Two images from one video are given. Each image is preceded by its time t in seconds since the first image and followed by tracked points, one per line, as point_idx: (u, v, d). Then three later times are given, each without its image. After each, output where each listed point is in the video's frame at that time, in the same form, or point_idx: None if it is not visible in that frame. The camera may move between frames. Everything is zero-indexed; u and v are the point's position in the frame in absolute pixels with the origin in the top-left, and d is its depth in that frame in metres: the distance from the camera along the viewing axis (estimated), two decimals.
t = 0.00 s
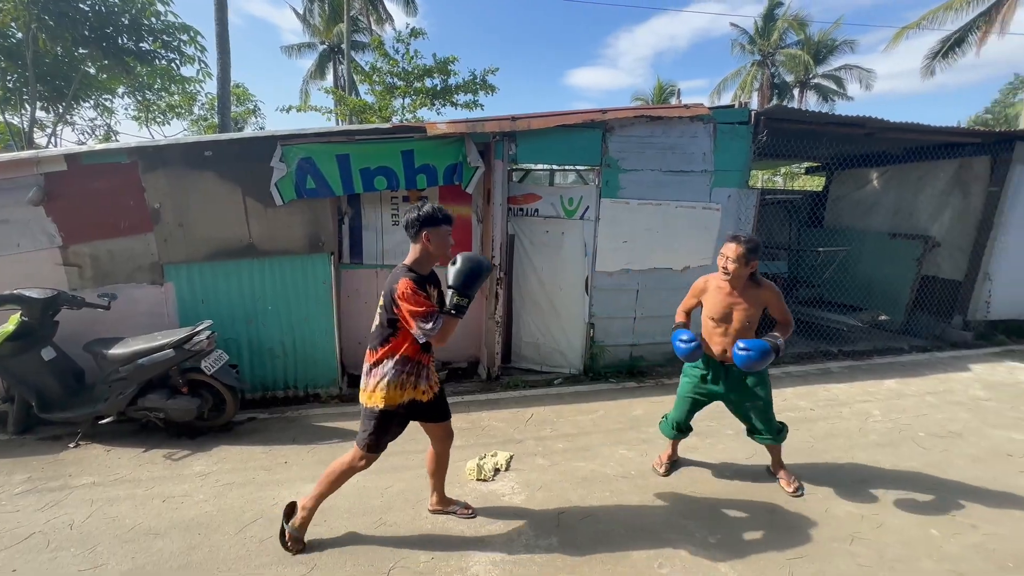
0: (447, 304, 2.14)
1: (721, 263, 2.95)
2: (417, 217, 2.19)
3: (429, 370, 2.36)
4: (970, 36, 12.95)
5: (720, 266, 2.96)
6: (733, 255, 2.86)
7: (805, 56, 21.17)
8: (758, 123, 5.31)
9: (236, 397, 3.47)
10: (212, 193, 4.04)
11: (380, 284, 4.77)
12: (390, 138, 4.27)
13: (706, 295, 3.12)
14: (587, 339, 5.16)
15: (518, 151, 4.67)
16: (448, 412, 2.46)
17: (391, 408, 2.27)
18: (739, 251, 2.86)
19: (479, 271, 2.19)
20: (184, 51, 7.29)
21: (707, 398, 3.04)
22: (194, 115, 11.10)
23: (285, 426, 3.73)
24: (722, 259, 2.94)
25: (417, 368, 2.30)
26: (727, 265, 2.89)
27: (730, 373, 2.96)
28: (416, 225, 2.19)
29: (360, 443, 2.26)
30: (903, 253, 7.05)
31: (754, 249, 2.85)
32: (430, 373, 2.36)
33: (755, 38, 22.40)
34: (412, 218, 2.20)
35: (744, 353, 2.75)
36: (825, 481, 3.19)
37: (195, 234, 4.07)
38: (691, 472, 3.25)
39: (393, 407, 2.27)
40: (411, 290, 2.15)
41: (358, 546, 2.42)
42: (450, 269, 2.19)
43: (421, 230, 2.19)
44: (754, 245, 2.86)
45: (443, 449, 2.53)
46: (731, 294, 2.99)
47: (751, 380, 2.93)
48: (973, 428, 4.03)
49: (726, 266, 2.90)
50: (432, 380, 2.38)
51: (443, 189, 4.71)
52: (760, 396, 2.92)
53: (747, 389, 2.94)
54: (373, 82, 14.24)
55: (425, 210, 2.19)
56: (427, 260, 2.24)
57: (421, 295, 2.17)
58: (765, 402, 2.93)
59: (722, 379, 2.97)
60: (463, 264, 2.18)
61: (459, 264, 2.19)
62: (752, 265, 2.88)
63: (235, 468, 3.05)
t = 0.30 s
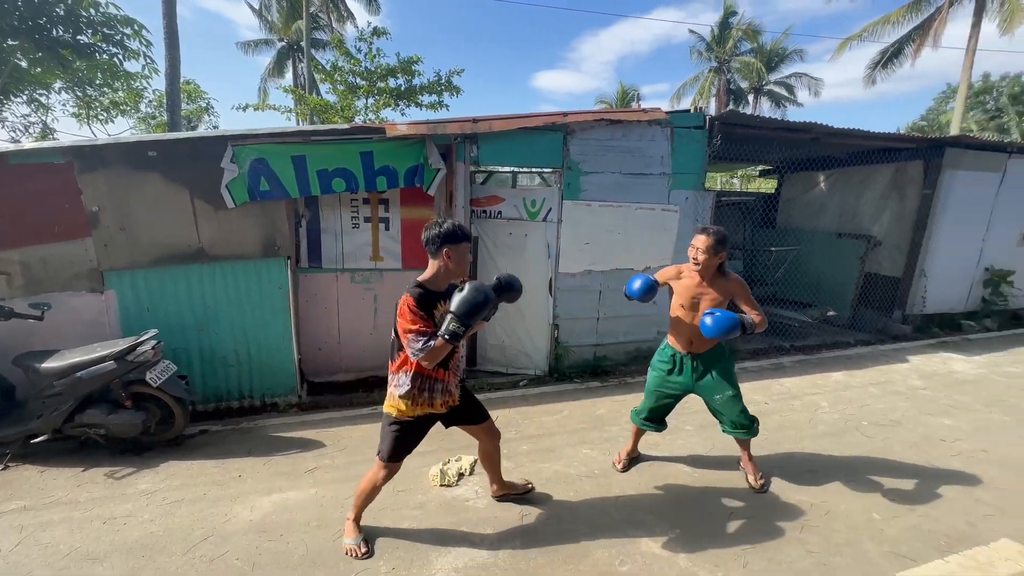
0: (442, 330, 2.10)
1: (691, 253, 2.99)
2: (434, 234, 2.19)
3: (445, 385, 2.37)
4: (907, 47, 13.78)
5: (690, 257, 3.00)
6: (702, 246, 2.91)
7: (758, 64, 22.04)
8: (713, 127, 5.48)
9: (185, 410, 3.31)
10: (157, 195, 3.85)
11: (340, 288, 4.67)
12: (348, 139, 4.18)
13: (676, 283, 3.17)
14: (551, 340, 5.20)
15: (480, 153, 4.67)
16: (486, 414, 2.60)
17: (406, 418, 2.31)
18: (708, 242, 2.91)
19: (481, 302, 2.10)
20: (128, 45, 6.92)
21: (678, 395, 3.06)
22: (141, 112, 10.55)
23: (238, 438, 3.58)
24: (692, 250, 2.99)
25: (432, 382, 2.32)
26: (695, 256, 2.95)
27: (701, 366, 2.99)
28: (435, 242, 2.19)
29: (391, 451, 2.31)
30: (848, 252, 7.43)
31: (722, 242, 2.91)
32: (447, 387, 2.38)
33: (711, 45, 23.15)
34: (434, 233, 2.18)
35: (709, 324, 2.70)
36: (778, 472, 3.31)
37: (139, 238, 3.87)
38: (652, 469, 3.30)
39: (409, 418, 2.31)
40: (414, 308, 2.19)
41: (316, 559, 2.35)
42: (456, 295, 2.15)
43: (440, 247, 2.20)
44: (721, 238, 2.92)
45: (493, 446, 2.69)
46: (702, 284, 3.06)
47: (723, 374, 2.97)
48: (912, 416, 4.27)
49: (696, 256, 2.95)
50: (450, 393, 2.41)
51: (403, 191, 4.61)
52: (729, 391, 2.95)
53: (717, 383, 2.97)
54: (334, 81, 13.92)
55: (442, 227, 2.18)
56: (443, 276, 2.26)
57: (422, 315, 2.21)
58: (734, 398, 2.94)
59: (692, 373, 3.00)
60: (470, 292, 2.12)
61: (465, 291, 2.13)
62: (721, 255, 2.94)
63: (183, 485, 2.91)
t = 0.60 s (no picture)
0: (506, 319, 2.24)
1: (655, 261, 3.06)
2: (489, 244, 2.29)
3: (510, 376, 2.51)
4: (851, 56, 14.52)
5: (653, 265, 3.07)
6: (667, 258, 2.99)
7: (715, 69, 22.77)
8: (670, 131, 5.62)
9: (129, 424, 3.15)
10: (97, 198, 3.64)
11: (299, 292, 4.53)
12: (304, 139, 4.06)
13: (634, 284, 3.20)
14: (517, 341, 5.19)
15: (441, 154, 4.62)
16: (542, 407, 2.69)
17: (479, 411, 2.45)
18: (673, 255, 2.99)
19: (542, 297, 2.31)
20: (64, 38, 6.54)
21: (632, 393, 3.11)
22: (82, 108, 9.94)
23: (189, 451, 3.42)
24: (655, 260, 3.05)
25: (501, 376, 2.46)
26: (661, 267, 3.02)
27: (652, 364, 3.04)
28: (492, 251, 2.28)
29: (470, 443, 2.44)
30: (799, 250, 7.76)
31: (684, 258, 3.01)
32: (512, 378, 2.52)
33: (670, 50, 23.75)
34: (489, 244, 2.27)
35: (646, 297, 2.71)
36: (734, 463, 3.41)
37: (77, 243, 3.64)
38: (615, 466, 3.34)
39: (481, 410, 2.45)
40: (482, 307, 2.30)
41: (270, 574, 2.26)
42: (518, 294, 2.32)
43: (497, 255, 2.30)
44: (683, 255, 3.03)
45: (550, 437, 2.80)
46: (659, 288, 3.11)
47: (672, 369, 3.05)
48: (857, 405, 4.49)
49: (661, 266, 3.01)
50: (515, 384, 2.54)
51: (364, 193, 4.55)
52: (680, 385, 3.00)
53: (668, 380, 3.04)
54: (293, 79, 13.54)
55: (496, 235, 2.28)
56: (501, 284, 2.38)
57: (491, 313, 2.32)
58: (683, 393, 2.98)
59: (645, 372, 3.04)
60: (533, 288, 2.32)
61: (530, 289, 2.31)
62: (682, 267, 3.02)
63: (127, 503, 2.76)
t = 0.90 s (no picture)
0: (483, 310, 2.21)
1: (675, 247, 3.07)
2: (463, 229, 2.34)
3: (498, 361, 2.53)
4: (810, 61, 15.06)
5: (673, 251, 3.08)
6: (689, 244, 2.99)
7: (682, 71, 23.27)
8: (638, 132, 5.70)
9: (82, 436, 3.01)
10: (45, 200, 3.47)
11: (265, 295, 4.41)
12: (267, 138, 3.96)
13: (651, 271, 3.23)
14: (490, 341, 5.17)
15: (410, 154, 4.56)
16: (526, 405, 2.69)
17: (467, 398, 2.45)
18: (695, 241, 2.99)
19: (523, 290, 2.24)
20: (6, 30, 6.16)
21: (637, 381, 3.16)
22: (29, 105, 9.43)
23: (147, 462, 3.29)
24: (676, 246, 3.06)
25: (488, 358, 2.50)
26: (683, 253, 3.03)
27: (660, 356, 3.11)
28: (466, 235, 2.34)
29: (460, 435, 2.42)
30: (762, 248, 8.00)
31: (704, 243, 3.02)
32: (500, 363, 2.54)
33: (638, 52, 24.12)
34: (464, 228, 2.33)
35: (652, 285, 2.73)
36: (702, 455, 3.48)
37: (24, 247, 3.46)
38: (587, 462, 3.37)
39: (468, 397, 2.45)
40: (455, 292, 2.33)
41: None
42: (498, 283, 2.28)
43: (471, 239, 2.34)
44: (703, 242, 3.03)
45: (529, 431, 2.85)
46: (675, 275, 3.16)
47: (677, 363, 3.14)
48: (817, 395, 4.66)
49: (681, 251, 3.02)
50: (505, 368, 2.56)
51: (331, 193, 4.46)
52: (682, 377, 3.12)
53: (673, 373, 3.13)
54: (258, 76, 13.18)
55: (470, 222, 2.33)
56: (475, 269, 2.42)
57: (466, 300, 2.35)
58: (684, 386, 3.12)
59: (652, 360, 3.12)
60: (513, 278, 2.27)
61: (510, 278, 2.27)
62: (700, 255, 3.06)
63: (80, 519, 2.63)
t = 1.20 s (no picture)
0: (445, 310, 2.22)
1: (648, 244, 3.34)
2: (424, 222, 2.30)
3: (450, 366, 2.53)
4: (784, 61, 15.36)
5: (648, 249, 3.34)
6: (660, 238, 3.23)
7: (660, 71, 23.53)
8: (617, 131, 5.74)
9: (50, 447, 2.90)
10: (6, 203, 3.35)
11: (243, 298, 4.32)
12: (242, 138, 3.88)
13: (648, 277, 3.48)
14: (473, 340, 5.14)
15: (389, 153, 4.51)
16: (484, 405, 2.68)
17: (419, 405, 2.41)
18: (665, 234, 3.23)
19: (477, 277, 2.28)
20: None
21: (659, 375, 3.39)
22: None
23: (119, 471, 3.20)
24: (649, 244, 3.32)
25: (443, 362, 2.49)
26: (655, 248, 3.27)
27: (679, 347, 3.29)
28: (429, 228, 2.31)
29: (421, 435, 2.42)
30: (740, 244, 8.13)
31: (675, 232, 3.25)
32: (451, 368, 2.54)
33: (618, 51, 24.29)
34: (427, 220, 2.29)
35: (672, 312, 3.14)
36: (683, 449, 3.52)
37: None
38: (570, 459, 3.38)
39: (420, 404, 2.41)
40: (415, 291, 2.29)
41: None
42: (451, 276, 2.29)
43: (433, 232, 2.31)
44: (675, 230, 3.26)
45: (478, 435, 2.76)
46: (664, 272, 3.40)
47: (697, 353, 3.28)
48: (794, 388, 4.76)
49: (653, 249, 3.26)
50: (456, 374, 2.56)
51: (309, 193, 4.38)
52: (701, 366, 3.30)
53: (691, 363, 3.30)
54: (233, 75, 12.90)
55: (431, 215, 2.30)
56: (436, 262, 2.39)
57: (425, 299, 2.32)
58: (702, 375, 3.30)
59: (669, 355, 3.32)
60: (464, 270, 2.27)
61: (461, 270, 2.28)
62: (674, 244, 3.30)
63: (48, 532, 2.54)
